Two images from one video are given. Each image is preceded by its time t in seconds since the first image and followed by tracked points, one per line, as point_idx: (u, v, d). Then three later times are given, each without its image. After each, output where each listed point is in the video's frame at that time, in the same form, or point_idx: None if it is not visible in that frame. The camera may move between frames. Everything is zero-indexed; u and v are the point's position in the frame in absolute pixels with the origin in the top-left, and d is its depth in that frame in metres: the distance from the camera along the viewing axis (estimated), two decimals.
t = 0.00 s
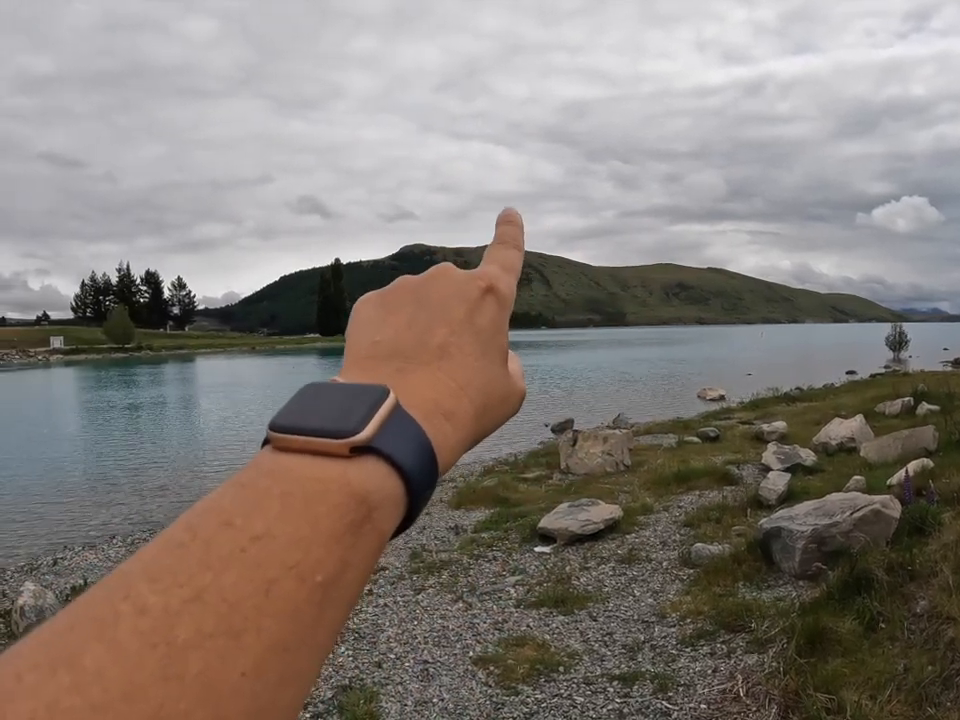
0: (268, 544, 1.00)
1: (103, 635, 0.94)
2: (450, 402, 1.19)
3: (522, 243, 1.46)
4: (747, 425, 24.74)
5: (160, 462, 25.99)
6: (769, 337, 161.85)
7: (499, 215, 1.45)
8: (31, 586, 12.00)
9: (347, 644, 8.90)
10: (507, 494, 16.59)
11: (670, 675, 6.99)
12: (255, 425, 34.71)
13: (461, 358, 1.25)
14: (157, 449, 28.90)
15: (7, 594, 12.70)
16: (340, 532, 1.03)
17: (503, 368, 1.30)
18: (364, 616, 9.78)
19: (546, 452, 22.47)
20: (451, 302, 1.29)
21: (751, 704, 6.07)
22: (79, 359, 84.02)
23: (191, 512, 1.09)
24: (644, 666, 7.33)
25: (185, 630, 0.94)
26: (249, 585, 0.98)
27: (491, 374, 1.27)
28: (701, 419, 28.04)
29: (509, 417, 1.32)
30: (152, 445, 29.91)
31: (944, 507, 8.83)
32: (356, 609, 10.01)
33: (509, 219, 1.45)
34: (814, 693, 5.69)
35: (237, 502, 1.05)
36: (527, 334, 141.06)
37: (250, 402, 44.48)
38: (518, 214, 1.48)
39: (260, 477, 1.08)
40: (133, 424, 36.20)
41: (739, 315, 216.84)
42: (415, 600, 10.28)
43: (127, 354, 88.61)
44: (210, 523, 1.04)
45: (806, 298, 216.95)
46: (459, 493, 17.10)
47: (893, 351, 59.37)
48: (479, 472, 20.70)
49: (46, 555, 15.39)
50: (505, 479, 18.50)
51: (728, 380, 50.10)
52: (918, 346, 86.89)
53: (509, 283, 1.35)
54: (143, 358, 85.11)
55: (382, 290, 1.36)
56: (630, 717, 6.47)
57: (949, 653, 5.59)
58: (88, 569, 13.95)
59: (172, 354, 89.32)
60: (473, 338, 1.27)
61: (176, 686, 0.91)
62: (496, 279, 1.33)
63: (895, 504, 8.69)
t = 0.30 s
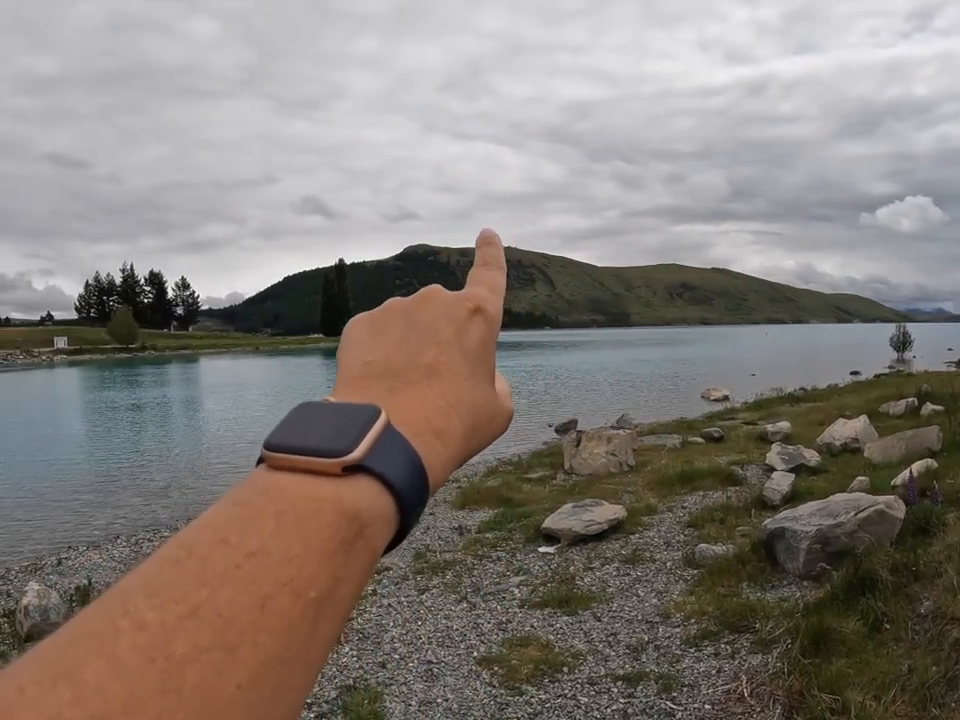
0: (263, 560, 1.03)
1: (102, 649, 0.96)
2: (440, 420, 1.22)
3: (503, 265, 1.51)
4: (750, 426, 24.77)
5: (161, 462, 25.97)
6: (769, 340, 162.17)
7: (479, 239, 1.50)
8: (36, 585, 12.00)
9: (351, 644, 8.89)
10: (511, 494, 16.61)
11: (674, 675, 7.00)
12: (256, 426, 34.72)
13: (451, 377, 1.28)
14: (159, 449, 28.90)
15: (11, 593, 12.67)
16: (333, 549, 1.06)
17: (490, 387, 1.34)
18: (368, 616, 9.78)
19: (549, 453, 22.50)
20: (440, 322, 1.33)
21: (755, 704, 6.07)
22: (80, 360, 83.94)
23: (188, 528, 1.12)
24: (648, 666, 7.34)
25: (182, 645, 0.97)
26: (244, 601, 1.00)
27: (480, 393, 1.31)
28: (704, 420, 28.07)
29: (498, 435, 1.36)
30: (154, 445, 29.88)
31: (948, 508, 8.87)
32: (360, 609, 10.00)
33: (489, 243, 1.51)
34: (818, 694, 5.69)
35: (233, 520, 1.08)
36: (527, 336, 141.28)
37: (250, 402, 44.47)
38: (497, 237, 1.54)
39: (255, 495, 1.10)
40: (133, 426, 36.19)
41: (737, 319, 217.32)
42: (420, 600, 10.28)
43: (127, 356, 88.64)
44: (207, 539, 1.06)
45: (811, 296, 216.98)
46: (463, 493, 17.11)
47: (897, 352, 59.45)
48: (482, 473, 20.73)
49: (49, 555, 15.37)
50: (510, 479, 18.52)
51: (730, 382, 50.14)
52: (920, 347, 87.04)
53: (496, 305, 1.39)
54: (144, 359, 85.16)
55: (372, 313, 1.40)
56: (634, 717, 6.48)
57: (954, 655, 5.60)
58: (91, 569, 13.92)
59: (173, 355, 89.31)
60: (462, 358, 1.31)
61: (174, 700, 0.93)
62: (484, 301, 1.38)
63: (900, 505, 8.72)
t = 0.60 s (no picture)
0: (264, 564, 1.05)
1: (106, 651, 0.98)
2: (435, 423, 1.25)
3: (494, 275, 1.55)
4: (754, 426, 24.78)
5: (164, 462, 26.00)
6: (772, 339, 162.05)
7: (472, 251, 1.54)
8: (41, 585, 12.04)
9: (355, 644, 8.89)
10: (516, 494, 16.63)
11: (678, 675, 7.00)
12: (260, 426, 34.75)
13: (446, 381, 1.31)
14: (162, 449, 28.96)
15: (16, 593, 12.70)
16: (330, 555, 1.08)
17: (484, 392, 1.37)
18: (373, 616, 9.79)
19: (553, 453, 22.51)
20: (434, 329, 1.36)
21: (759, 703, 6.08)
22: (85, 360, 84.27)
23: (187, 533, 1.13)
24: (653, 666, 7.35)
25: (183, 647, 0.98)
26: (244, 604, 1.02)
27: (474, 398, 1.33)
28: (708, 420, 28.03)
29: (491, 441, 1.38)
30: (158, 445, 29.93)
31: (952, 508, 8.87)
32: (364, 608, 10.00)
33: (481, 255, 1.54)
34: (823, 693, 5.69)
35: (231, 522, 1.10)
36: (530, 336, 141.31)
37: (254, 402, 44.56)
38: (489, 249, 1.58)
39: (253, 500, 1.12)
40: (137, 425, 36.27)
41: (740, 318, 217.19)
42: (424, 600, 10.30)
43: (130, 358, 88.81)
44: (207, 543, 1.08)
45: (815, 295, 216.74)
46: (467, 493, 17.13)
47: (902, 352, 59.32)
48: (486, 473, 20.78)
49: (54, 555, 15.41)
50: (513, 479, 18.55)
51: (734, 381, 50.17)
52: (925, 346, 86.95)
53: (489, 311, 1.42)
54: (148, 359, 85.39)
55: (368, 320, 1.43)
56: (638, 717, 6.49)
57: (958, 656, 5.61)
58: (96, 569, 13.93)
59: (177, 355, 89.50)
60: (456, 363, 1.33)
61: (176, 701, 0.95)
62: (477, 309, 1.41)
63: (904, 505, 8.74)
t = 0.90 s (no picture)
0: (260, 577, 1.08)
1: (111, 660, 1.02)
2: (427, 440, 1.28)
3: (489, 296, 1.59)
4: (757, 427, 24.79)
5: (166, 463, 25.98)
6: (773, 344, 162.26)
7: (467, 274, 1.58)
8: (44, 584, 12.03)
9: (359, 644, 8.88)
10: (519, 494, 16.64)
11: (682, 675, 7.01)
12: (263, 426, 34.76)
13: (438, 400, 1.35)
14: (165, 449, 28.96)
15: (20, 593, 12.70)
16: (325, 568, 1.12)
17: (476, 411, 1.41)
18: (377, 615, 9.79)
19: (556, 454, 22.53)
20: (427, 349, 1.40)
21: (762, 704, 6.09)
22: (87, 360, 84.49)
23: (188, 546, 1.17)
24: (656, 666, 7.35)
25: (183, 657, 1.02)
26: (241, 616, 1.06)
27: (466, 416, 1.37)
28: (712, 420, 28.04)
29: (483, 457, 1.42)
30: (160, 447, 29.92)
31: (954, 509, 8.91)
32: (368, 608, 9.99)
33: (476, 277, 1.59)
34: (825, 694, 5.69)
35: (230, 536, 1.14)
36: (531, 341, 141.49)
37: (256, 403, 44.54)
38: (485, 273, 1.62)
39: (251, 514, 1.16)
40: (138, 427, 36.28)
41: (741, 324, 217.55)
42: (428, 600, 10.29)
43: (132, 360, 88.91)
44: (206, 556, 1.12)
45: (816, 301, 217.20)
46: (471, 493, 17.13)
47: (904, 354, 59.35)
48: (490, 473, 20.81)
49: (56, 556, 15.39)
50: (517, 479, 18.57)
51: (736, 383, 50.21)
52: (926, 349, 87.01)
53: (482, 332, 1.47)
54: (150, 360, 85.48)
55: (364, 340, 1.47)
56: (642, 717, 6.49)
57: None
58: (99, 568, 13.92)
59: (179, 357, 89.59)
60: (447, 383, 1.37)
61: (176, 707, 0.99)
62: (470, 330, 1.45)
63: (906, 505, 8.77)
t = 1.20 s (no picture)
0: (264, 583, 1.06)
1: (114, 664, 1.00)
2: (435, 442, 1.26)
3: (505, 298, 1.57)
4: (760, 427, 24.72)
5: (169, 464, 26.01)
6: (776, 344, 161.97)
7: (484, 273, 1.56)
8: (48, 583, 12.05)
9: (363, 644, 8.87)
10: (522, 494, 16.62)
11: (685, 675, 6.98)
12: (267, 426, 34.81)
13: (447, 402, 1.33)
14: (168, 450, 29.00)
15: (24, 593, 12.72)
16: (331, 572, 1.09)
17: (486, 413, 1.38)
18: (380, 616, 9.77)
19: (559, 454, 22.50)
20: (437, 350, 1.38)
21: (766, 704, 6.06)
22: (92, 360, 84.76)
23: (191, 550, 1.15)
24: (660, 666, 7.32)
25: (186, 663, 1.00)
26: (245, 622, 1.03)
27: (476, 417, 1.35)
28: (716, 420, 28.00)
29: (493, 458, 1.40)
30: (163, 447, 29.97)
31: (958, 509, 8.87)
32: (371, 608, 9.98)
33: (493, 276, 1.56)
34: (829, 693, 5.65)
35: (234, 540, 1.11)
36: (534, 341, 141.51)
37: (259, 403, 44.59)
38: (502, 272, 1.59)
39: (257, 517, 1.14)
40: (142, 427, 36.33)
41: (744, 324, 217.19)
42: (431, 600, 10.27)
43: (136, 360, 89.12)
44: (210, 561, 1.10)
45: (819, 301, 216.88)
46: (475, 493, 17.12)
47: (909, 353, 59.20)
48: (493, 472, 20.82)
49: (60, 556, 15.40)
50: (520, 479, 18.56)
51: (740, 383, 50.15)
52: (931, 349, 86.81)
53: (494, 334, 1.44)
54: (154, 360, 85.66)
55: (373, 340, 1.45)
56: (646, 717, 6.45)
57: None
58: (103, 568, 13.92)
59: (183, 357, 89.77)
60: (457, 384, 1.35)
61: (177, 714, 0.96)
62: (481, 331, 1.43)
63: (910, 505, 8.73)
